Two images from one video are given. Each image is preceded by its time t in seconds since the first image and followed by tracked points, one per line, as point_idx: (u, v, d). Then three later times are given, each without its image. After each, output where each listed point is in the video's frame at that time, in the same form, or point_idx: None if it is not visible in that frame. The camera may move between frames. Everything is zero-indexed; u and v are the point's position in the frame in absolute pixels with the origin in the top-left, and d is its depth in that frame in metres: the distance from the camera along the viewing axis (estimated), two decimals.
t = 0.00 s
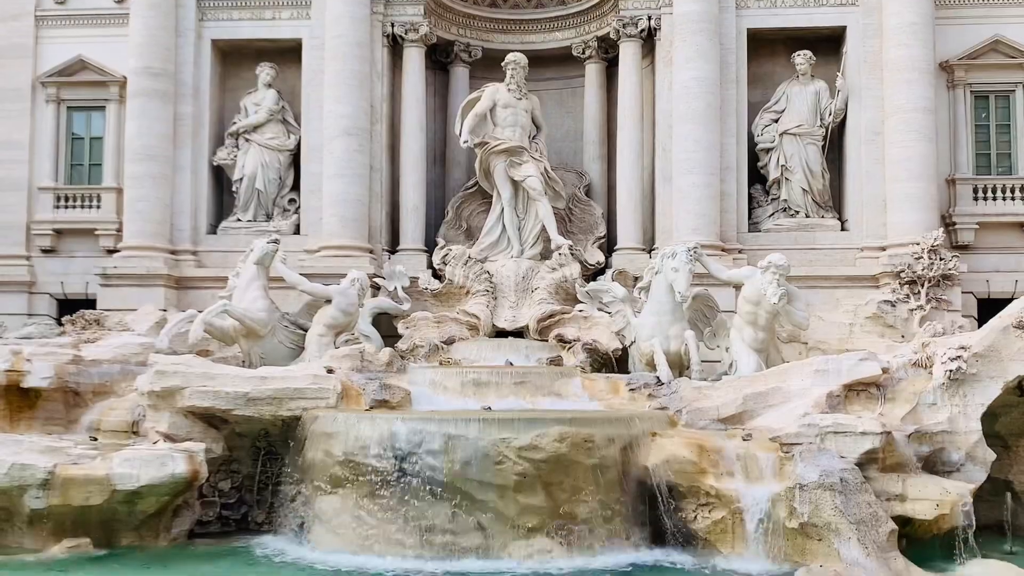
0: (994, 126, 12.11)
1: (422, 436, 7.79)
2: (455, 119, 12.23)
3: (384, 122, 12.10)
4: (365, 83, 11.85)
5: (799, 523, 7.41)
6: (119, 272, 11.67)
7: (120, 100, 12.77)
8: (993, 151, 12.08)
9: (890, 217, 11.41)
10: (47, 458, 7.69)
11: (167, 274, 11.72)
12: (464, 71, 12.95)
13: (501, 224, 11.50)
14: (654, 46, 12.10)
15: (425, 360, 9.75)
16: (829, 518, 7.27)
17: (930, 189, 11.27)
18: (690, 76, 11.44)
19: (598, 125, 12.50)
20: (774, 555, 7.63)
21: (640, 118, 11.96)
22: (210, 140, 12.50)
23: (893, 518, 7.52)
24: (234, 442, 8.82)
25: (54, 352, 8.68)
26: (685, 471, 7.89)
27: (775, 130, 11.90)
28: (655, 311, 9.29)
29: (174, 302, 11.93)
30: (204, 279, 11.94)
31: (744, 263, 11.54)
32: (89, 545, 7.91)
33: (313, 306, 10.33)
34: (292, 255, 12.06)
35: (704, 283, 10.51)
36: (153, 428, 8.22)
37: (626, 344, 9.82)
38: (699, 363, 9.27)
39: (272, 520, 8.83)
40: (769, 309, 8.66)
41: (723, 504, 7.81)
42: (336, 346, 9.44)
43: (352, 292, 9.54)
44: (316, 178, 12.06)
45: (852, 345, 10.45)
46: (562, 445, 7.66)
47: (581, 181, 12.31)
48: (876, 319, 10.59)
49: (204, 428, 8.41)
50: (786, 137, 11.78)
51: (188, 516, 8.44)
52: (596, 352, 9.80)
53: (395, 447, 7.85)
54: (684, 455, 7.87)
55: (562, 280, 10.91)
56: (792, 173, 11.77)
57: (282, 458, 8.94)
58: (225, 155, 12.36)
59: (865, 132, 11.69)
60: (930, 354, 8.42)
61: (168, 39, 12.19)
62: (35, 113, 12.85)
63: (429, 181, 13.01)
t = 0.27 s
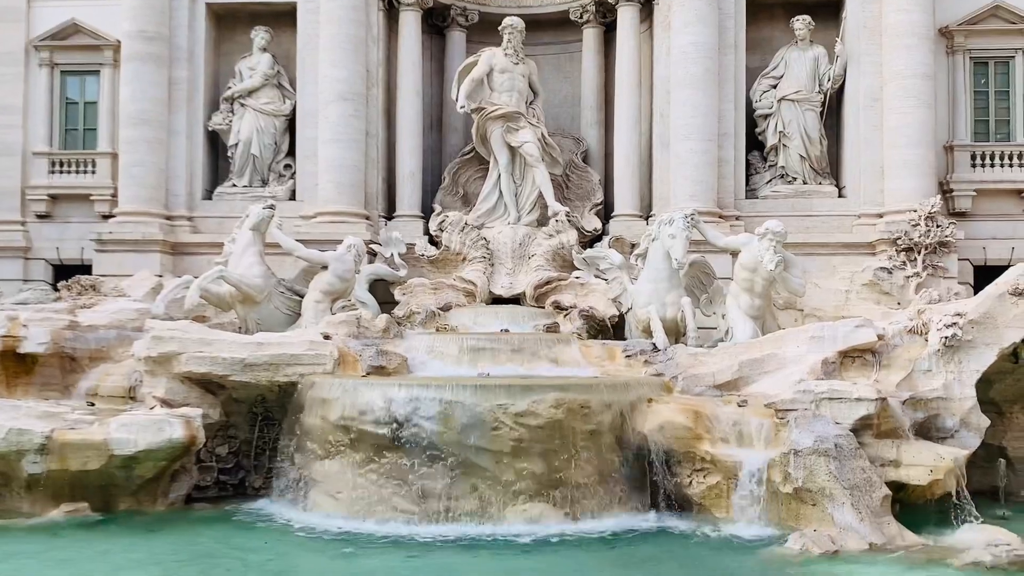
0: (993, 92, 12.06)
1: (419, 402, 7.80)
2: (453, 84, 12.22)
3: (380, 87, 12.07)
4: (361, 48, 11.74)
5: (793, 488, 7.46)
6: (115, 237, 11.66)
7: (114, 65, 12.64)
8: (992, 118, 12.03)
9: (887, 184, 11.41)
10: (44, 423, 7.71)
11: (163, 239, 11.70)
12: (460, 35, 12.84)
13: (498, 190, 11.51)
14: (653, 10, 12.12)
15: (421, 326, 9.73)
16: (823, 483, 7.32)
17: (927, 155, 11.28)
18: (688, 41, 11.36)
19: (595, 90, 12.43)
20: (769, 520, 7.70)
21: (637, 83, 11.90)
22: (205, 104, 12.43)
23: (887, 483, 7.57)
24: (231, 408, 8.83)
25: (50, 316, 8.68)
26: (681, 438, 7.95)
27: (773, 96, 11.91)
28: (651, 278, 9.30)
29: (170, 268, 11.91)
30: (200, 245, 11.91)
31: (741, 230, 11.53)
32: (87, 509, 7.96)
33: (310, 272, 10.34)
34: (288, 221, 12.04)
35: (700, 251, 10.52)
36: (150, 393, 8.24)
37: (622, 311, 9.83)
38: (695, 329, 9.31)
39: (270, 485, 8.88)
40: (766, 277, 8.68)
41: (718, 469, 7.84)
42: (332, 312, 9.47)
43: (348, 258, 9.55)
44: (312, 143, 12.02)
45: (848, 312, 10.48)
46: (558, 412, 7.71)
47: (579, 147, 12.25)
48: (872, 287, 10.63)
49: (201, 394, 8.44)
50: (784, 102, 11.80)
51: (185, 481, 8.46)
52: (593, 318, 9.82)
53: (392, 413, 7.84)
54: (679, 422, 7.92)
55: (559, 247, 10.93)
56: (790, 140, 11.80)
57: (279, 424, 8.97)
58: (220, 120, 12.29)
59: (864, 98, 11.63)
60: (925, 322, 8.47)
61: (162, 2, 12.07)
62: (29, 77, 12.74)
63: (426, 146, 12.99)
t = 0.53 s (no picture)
0: (988, 67, 12.04)
1: (413, 376, 7.81)
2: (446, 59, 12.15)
3: (372, 61, 11.99)
4: (353, 22, 11.66)
5: (785, 462, 7.51)
6: (107, 212, 11.62)
7: (105, 38, 12.55)
8: (987, 93, 12.03)
9: (882, 159, 11.40)
10: (37, 399, 7.70)
11: (155, 215, 11.67)
12: (453, 9, 12.83)
13: (491, 165, 11.47)
14: None
15: (415, 301, 9.74)
16: (815, 457, 7.38)
17: (922, 130, 11.26)
18: (683, 15, 11.30)
19: (589, 64, 12.36)
20: (761, 493, 7.75)
21: (632, 58, 11.84)
22: (197, 78, 12.36)
23: (878, 457, 7.63)
24: (225, 382, 8.84)
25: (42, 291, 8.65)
26: (675, 412, 7.97)
27: (768, 71, 11.89)
28: (645, 254, 9.32)
29: (163, 244, 11.88)
30: (192, 220, 11.88)
31: (735, 205, 11.53)
32: (82, 483, 7.95)
33: (304, 247, 10.35)
34: (281, 195, 12.01)
35: (694, 226, 10.53)
36: (144, 368, 8.24)
37: (616, 286, 9.83)
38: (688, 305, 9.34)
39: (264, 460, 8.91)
40: (759, 252, 8.69)
41: (710, 443, 7.88)
42: (326, 287, 9.44)
43: (342, 234, 9.54)
44: (304, 118, 11.99)
45: (841, 287, 10.50)
46: (552, 386, 7.72)
47: (573, 121, 12.22)
48: (866, 262, 10.65)
49: (194, 368, 8.44)
50: (779, 77, 11.78)
51: (180, 455, 8.48)
52: (587, 294, 9.85)
53: (387, 387, 7.86)
54: (672, 396, 7.95)
55: (553, 222, 10.90)
56: (784, 114, 11.79)
57: (273, 399, 8.99)
58: (212, 94, 12.25)
59: (859, 72, 11.60)
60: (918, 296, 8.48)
61: None
62: (19, 51, 12.62)
63: (420, 121, 12.92)
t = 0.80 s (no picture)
0: (983, 47, 12.04)
1: (408, 357, 7.81)
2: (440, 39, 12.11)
3: (366, 41, 11.93)
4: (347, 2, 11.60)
5: (779, 441, 7.56)
6: (100, 194, 11.59)
7: (97, 19, 12.53)
8: (982, 73, 12.03)
9: (876, 138, 11.39)
10: (32, 381, 7.70)
11: (149, 196, 11.63)
12: None
13: (486, 146, 11.47)
14: None
15: (410, 283, 9.75)
16: (809, 436, 7.40)
17: (917, 110, 11.25)
18: None
19: (584, 44, 12.32)
20: (755, 473, 7.78)
21: (627, 38, 11.79)
22: (190, 59, 12.31)
23: (873, 436, 7.63)
24: (220, 364, 8.84)
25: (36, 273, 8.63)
26: (670, 393, 8.00)
27: (763, 50, 11.85)
28: (640, 234, 9.33)
29: (157, 225, 11.87)
30: (186, 202, 11.87)
31: (730, 185, 11.52)
32: (77, 465, 7.95)
33: (298, 228, 10.34)
34: (275, 176, 11.99)
35: (690, 206, 10.53)
36: (139, 350, 8.24)
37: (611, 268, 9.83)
38: (683, 285, 9.38)
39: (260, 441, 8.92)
40: (754, 233, 8.69)
41: (704, 423, 7.92)
42: (320, 269, 9.42)
43: (336, 215, 9.56)
44: (298, 99, 11.96)
45: (835, 267, 10.51)
46: (548, 367, 7.71)
47: (567, 102, 12.19)
48: (860, 241, 10.70)
49: (189, 350, 8.44)
50: (774, 57, 11.74)
51: (175, 437, 8.49)
52: (582, 275, 9.85)
53: (383, 368, 7.86)
54: (667, 376, 7.97)
55: (548, 203, 10.91)
56: (779, 94, 11.75)
57: (268, 380, 8.99)
58: (205, 74, 12.21)
59: (854, 52, 11.59)
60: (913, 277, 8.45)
61: None
62: (10, 32, 12.53)
63: (414, 101, 12.88)
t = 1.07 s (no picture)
0: (982, 23, 12.03)
1: (406, 337, 7.81)
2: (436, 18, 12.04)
3: (363, 20, 11.88)
4: None
5: (777, 420, 7.56)
6: (97, 176, 11.57)
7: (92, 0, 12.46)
8: (981, 50, 12.02)
9: (875, 116, 11.35)
10: (30, 362, 7.70)
11: (146, 177, 11.61)
12: None
13: (484, 125, 11.45)
14: None
15: (408, 263, 9.80)
16: (806, 414, 7.43)
17: (916, 87, 11.22)
18: None
19: (582, 23, 12.26)
20: (753, 451, 7.80)
21: (625, 16, 11.73)
22: (185, 40, 12.26)
23: (870, 414, 7.64)
24: (218, 345, 8.84)
25: (33, 255, 8.62)
26: (668, 371, 7.99)
27: (761, 28, 11.80)
28: (638, 213, 9.31)
29: (154, 207, 11.86)
30: (183, 183, 11.84)
31: (728, 163, 11.51)
32: (77, 447, 7.94)
33: (296, 209, 10.34)
34: (272, 157, 11.99)
35: (688, 185, 10.55)
36: (137, 331, 8.24)
37: (609, 247, 9.87)
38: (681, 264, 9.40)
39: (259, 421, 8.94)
40: (752, 211, 8.70)
41: (703, 403, 7.95)
42: (319, 250, 9.50)
43: (334, 196, 9.56)
44: (295, 80, 11.95)
45: (834, 246, 10.51)
46: (546, 346, 7.73)
47: (565, 81, 12.16)
48: (859, 220, 10.62)
49: (187, 331, 8.45)
50: (773, 35, 11.69)
51: (174, 418, 8.50)
52: (580, 254, 9.87)
53: (381, 349, 7.87)
54: (665, 355, 7.97)
55: (546, 182, 10.89)
56: (778, 72, 11.74)
57: (266, 361, 9.00)
58: (200, 55, 12.13)
59: (853, 30, 11.56)
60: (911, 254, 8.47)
61: None
62: (4, 13, 12.47)
63: (411, 81, 12.85)
